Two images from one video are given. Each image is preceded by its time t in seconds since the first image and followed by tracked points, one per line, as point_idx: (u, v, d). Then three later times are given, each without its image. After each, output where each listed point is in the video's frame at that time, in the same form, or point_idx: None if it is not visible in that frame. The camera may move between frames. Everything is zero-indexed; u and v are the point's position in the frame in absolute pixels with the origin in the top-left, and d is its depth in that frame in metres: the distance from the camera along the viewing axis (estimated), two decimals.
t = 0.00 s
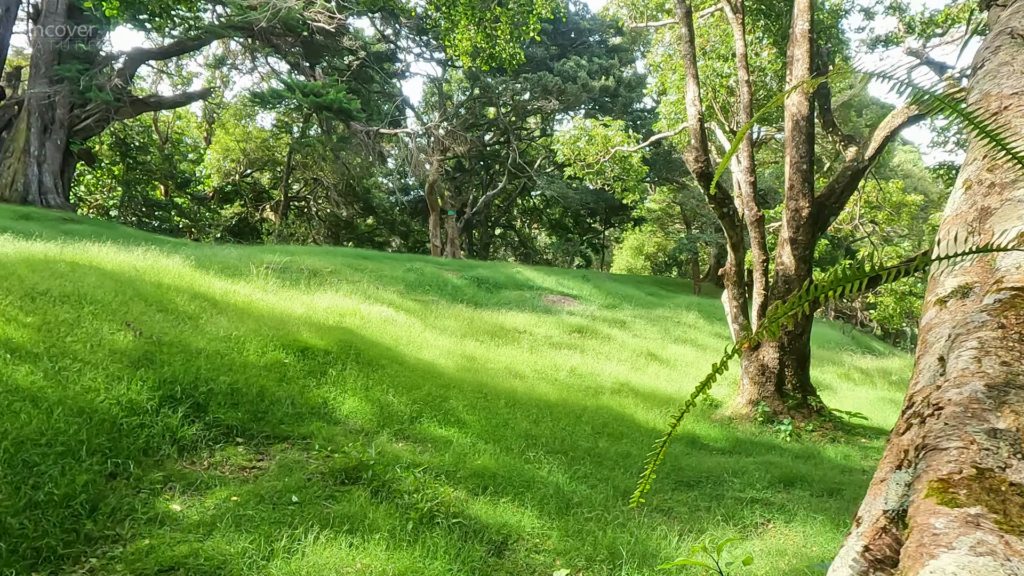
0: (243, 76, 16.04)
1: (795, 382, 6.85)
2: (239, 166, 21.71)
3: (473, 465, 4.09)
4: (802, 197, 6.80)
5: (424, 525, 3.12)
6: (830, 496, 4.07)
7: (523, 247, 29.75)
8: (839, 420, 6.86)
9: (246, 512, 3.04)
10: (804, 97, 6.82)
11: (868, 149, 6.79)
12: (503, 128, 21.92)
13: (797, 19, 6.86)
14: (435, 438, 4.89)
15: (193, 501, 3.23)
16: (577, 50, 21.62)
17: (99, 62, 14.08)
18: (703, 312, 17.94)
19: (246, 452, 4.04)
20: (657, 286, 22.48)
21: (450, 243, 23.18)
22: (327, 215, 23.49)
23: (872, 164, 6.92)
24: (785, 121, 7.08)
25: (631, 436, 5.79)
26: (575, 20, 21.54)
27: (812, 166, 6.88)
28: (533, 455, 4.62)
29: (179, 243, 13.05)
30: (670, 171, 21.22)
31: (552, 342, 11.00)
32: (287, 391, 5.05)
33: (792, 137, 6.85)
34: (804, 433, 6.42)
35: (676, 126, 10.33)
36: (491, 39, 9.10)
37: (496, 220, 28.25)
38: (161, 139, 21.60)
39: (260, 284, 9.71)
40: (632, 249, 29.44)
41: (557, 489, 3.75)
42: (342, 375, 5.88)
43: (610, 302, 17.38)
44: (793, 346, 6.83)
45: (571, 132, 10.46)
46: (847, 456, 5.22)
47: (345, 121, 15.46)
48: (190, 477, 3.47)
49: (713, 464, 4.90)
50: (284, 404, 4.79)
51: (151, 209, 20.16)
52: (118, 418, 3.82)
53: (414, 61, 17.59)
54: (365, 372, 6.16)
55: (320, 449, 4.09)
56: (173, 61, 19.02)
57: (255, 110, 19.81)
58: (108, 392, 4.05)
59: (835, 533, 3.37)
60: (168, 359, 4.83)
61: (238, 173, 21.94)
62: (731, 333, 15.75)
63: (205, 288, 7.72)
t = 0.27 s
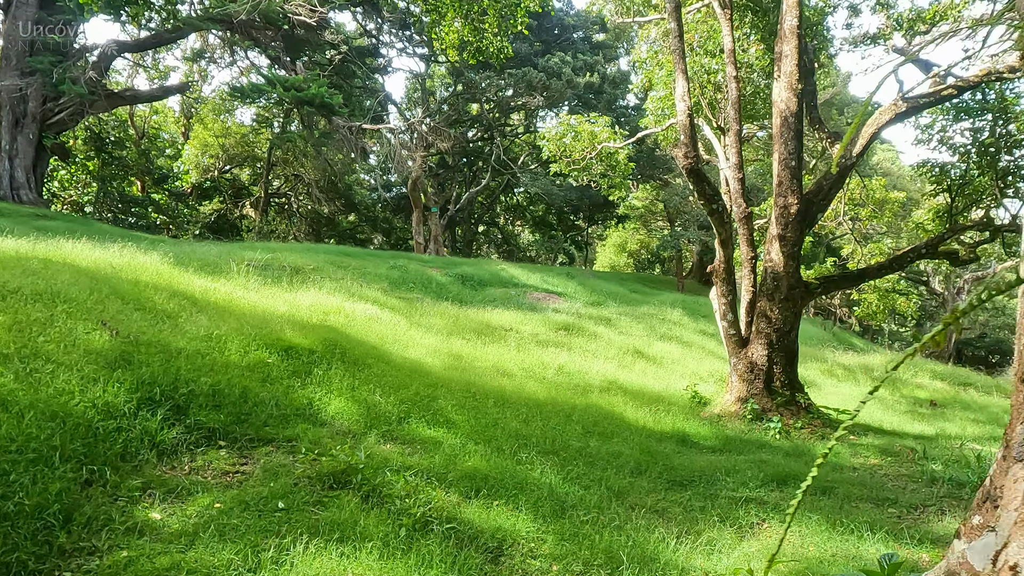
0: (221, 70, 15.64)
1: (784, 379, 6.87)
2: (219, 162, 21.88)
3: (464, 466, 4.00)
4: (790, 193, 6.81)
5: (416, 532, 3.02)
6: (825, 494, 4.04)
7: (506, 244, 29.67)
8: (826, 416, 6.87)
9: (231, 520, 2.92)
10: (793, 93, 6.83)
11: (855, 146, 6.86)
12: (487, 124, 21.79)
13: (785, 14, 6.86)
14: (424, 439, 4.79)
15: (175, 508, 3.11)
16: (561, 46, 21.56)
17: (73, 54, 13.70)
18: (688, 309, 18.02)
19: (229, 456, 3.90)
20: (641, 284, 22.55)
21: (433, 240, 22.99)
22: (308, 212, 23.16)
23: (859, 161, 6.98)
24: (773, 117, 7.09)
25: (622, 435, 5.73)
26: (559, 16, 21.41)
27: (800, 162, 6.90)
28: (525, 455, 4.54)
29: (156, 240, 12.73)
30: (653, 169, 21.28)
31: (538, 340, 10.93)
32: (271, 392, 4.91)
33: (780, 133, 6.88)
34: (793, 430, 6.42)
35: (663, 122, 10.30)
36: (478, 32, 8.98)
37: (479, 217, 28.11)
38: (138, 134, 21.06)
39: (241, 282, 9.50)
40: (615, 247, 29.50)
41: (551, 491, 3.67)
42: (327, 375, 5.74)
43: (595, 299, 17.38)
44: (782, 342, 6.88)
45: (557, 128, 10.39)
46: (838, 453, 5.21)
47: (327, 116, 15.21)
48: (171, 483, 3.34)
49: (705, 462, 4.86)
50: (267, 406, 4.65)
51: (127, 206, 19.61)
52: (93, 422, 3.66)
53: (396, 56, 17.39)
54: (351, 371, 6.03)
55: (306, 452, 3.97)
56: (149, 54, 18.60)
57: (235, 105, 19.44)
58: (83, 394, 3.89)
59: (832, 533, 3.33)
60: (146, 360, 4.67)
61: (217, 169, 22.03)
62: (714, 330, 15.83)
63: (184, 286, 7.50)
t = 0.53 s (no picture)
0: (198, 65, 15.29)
1: (771, 377, 6.89)
2: (195, 158, 20.91)
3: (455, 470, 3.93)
4: (778, 191, 6.84)
5: (410, 541, 2.94)
6: (817, 493, 4.03)
7: (488, 242, 29.58)
8: (813, 414, 6.91)
9: (216, 532, 2.81)
10: (780, 90, 6.86)
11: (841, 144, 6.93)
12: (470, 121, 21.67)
13: (773, 12, 6.87)
14: (412, 441, 4.70)
15: (156, 519, 2.98)
16: (544, 43, 21.51)
17: (44, 47, 13.20)
18: (671, 307, 18.12)
19: (212, 462, 3.78)
20: (624, 281, 22.63)
21: (416, 238, 22.80)
22: (288, 209, 22.83)
23: (845, 159, 7.04)
24: (761, 114, 7.12)
25: (612, 435, 5.70)
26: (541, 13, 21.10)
27: (788, 160, 6.94)
28: (516, 457, 4.48)
29: (132, 237, 12.39)
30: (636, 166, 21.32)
31: (524, 338, 10.87)
32: (254, 395, 4.77)
33: (768, 131, 6.90)
34: (781, 428, 6.45)
35: (648, 120, 10.28)
36: (465, 26, 8.86)
37: (461, 215, 27.94)
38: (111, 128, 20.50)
39: (221, 281, 9.28)
40: (597, 244, 29.59)
41: (545, 495, 3.61)
42: (312, 376, 5.61)
43: (579, 297, 17.37)
44: (769, 340, 6.90)
45: (543, 125, 10.31)
46: (827, 451, 5.22)
47: (308, 113, 14.96)
48: (151, 492, 3.21)
49: (696, 462, 4.83)
50: (251, 409, 4.52)
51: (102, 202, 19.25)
52: (68, 429, 3.51)
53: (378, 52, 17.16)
54: (336, 372, 5.91)
55: (293, 458, 3.85)
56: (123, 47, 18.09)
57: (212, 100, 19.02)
58: (58, 399, 3.73)
59: (828, 533, 3.30)
60: (124, 362, 4.50)
61: (194, 165, 21.13)
62: (697, 327, 15.94)
63: (162, 285, 7.29)
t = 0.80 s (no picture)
0: (173, 62, 15.03)
1: (758, 376, 6.91)
2: (171, 156, 20.37)
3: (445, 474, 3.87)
4: (765, 190, 6.88)
5: (404, 550, 2.86)
6: (809, 493, 4.03)
7: (470, 241, 29.42)
8: (799, 413, 6.96)
9: (202, 544, 2.69)
10: (767, 89, 6.90)
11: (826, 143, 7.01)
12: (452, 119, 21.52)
13: (759, 11, 6.91)
14: (401, 445, 4.61)
15: (136, 530, 2.85)
16: (525, 41, 21.39)
17: (13, 41, 12.83)
18: (654, 306, 18.19)
19: (194, 468, 3.65)
20: (606, 281, 22.68)
21: (397, 237, 22.58)
22: (266, 208, 22.46)
23: (830, 158, 7.11)
24: (747, 113, 7.16)
25: (601, 437, 5.66)
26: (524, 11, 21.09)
27: (774, 159, 6.99)
28: (507, 460, 4.41)
29: (107, 236, 12.07)
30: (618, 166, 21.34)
31: (509, 338, 10.79)
32: (237, 398, 4.64)
33: (755, 130, 6.92)
34: (769, 428, 6.47)
35: (633, 119, 10.27)
36: (450, 22, 8.75)
37: (443, 214, 27.76)
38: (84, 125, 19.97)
39: (200, 281, 9.06)
40: (578, 243, 29.62)
41: (538, 499, 3.55)
42: (296, 379, 5.48)
43: (562, 297, 17.35)
44: (756, 339, 6.93)
45: (527, 123, 10.25)
46: (815, 450, 5.24)
47: (288, 110, 14.71)
48: (130, 502, 3.08)
49: (687, 463, 4.81)
50: (233, 413, 4.38)
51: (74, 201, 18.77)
52: (42, 436, 3.36)
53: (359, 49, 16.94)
54: (321, 374, 5.78)
55: (279, 464, 3.74)
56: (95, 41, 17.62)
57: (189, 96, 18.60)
58: (30, 405, 3.57)
59: (823, 535, 3.28)
60: (100, 365, 4.35)
61: (170, 163, 20.55)
62: (680, 327, 16.01)
63: (139, 286, 7.07)
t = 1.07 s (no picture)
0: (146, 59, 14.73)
1: (742, 377, 6.93)
2: (143, 154, 20.50)
3: (433, 480, 3.77)
4: (749, 190, 6.92)
5: (394, 563, 2.76)
6: (799, 495, 4.02)
7: (449, 242, 29.24)
8: (783, 414, 6.99)
9: (181, 561, 2.57)
10: (751, 90, 6.95)
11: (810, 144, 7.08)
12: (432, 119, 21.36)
13: (743, 12, 6.95)
14: (386, 450, 4.50)
15: (111, 546, 2.71)
16: (504, 41, 21.28)
17: None
18: (635, 307, 18.26)
19: (171, 477, 3.51)
20: (587, 282, 22.71)
21: (376, 238, 22.33)
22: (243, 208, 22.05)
23: (813, 159, 7.19)
24: (731, 114, 7.20)
25: (588, 439, 5.61)
26: (504, 11, 21.02)
27: (758, 160, 7.03)
28: (496, 465, 4.34)
29: (77, 236, 11.71)
30: (599, 166, 21.38)
31: (491, 340, 10.72)
32: (215, 404, 4.48)
33: (739, 131, 6.95)
34: (754, 428, 6.49)
35: (616, 119, 10.27)
36: (434, 19, 8.64)
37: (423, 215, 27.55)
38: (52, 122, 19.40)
39: (175, 282, 8.82)
40: (559, 244, 29.62)
41: (530, 505, 3.48)
42: (277, 383, 5.33)
43: (544, 298, 17.32)
44: (741, 340, 6.95)
45: (509, 122, 10.18)
46: (802, 451, 5.26)
47: (264, 108, 14.44)
48: (104, 514, 2.94)
49: (676, 465, 4.78)
50: (212, 420, 4.23)
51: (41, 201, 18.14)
52: (8, 447, 3.20)
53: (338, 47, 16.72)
54: (303, 378, 5.64)
55: (260, 472, 3.61)
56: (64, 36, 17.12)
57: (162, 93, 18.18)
58: None
59: (815, 537, 3.27)
60: (70, 371, 4.16)
61: (142, 162, 20.60)
62: (660, 327, 16.08)
63: (111, 287, 6.85)
